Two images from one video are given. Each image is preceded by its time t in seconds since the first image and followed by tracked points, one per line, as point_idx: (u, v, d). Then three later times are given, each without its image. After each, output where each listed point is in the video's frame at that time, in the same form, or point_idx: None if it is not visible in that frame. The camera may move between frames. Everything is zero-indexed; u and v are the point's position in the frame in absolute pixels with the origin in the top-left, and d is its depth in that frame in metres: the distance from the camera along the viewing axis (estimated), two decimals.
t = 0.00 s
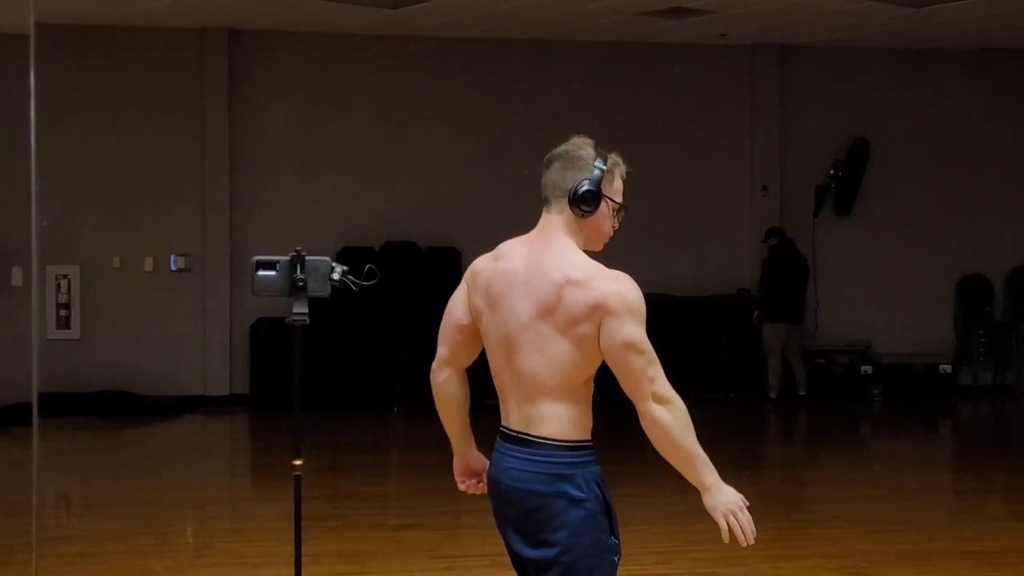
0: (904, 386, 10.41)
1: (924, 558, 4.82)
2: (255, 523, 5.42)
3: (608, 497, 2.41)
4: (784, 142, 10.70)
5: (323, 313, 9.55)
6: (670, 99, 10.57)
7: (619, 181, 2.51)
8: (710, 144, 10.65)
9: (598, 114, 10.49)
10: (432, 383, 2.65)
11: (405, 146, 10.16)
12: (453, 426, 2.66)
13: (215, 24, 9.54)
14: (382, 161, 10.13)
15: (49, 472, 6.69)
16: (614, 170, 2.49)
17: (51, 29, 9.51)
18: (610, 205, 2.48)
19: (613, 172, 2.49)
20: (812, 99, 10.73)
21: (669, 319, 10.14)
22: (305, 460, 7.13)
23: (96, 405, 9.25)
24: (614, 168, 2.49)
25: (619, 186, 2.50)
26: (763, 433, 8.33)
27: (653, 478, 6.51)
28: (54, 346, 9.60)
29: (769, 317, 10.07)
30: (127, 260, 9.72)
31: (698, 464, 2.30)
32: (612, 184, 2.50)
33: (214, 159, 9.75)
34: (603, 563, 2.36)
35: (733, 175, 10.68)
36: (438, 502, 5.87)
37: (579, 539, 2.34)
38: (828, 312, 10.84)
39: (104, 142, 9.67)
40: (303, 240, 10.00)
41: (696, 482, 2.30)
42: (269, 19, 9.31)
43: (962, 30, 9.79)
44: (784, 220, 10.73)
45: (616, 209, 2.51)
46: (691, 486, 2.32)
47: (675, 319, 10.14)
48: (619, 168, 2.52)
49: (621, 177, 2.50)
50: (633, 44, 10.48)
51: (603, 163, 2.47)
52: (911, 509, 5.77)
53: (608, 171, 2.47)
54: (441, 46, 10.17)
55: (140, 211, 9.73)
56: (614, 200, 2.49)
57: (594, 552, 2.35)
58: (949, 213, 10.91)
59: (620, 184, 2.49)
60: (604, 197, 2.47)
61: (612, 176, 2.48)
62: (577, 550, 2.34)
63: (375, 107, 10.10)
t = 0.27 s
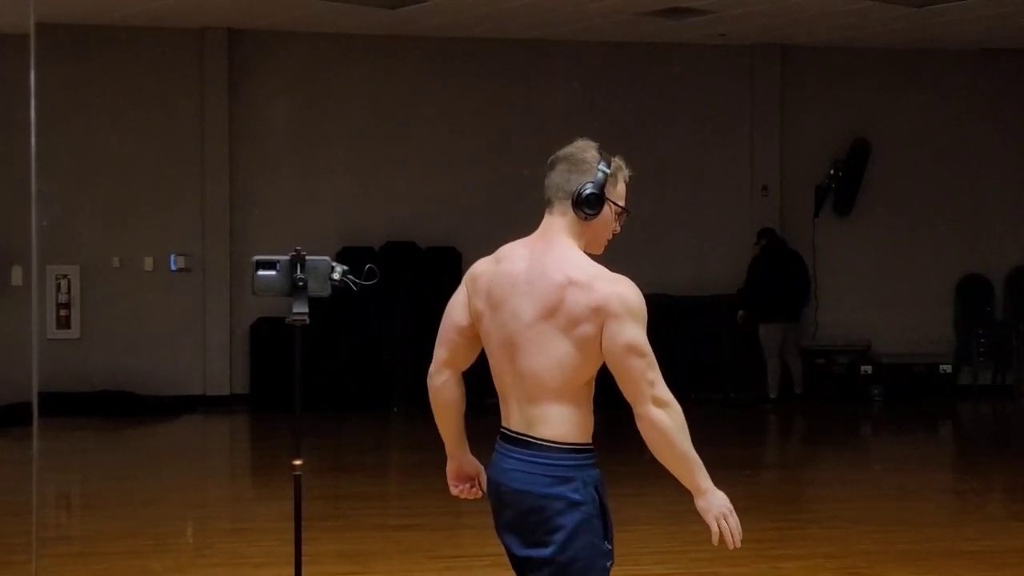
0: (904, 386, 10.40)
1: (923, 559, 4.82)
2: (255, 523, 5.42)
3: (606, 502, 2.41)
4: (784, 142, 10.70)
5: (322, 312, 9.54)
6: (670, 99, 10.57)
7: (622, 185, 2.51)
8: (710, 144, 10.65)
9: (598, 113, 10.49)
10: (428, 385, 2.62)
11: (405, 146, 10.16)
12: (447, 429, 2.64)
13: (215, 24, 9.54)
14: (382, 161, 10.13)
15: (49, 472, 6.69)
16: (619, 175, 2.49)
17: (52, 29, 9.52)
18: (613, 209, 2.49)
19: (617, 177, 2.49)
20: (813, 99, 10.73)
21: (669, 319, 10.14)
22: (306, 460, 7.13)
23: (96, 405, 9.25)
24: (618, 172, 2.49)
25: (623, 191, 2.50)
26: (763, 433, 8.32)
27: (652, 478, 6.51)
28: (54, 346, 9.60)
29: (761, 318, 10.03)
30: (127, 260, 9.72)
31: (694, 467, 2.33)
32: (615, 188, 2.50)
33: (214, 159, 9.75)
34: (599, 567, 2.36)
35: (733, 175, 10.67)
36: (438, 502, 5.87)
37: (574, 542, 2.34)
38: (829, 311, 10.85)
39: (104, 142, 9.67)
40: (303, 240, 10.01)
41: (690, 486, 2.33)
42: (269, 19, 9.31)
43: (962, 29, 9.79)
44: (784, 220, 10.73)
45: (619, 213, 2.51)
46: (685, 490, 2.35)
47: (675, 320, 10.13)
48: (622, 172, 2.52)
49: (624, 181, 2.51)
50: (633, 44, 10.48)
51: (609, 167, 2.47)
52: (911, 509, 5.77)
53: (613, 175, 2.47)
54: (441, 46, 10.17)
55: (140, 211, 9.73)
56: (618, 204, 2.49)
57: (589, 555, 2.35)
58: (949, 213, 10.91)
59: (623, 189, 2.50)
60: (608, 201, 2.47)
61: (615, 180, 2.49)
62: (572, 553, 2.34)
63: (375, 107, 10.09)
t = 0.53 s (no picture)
0: (903, 386, 10.40)
1: (923, 559, 4.82)
2: (255, 522, 5.42)
3: (598, 510, 2.40)
4: (783, 143, 10.70)
5: (322, 312, 9.54)
6: (670, 99, 10.57)
7: (639, 200, 2.51)
8: (710, 144, 10.65)
9: (598, 113, 10.49)
10: (444, 390, 2.66)
11: (406, 146, 10.16)
12: (463, 439, 2.66)
13: (215, 24, 9.54)
14: (382, 161, 10.13)
15: (49, 471, 6.69)
16: (636, 189, 2.49)
17: (51, 29, 9.52)
18: (627, 221, 2.49)
19: (634, 191, 2.49)
20: (813, 99, 10.73)
21: (669, 319, 10.14)
22: (306, 460, 7.13)
23: (96, 405, 9.25)
24: (636, 186, 2.49)
25: (638, 203, 2.50)
26: (763, 433, 8.32)
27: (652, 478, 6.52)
28: (54, 346, 9.60)
29: (759, 320, 10.01)
30: (127, 259, 9.72)
31: (679, 479, 2.33)
32: (632, 201, 2.51)
33: (214, 159, 9.75)
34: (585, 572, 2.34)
35: (733, 175, 10.67)
36: (438, 502, 5.87)
37: (558, 544, 2.34)
38: (829, 311, 10.85)
39: (104, 142, 9.67)
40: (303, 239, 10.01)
41: (672, 496, 2.33)
42: (269, 19, 9.32)
43: (962, 30, 9.79)
44: (784, 220, 10.73)
45: (633, 226, 2.52)
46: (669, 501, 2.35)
47: (675, 321, 10.14)
48: (640, 187, 2.52)
49: (641, 195, 2.51)
50: (633, 44, 10.48)
51: (627, 179, 2.48)
52: (911, 509, 5.77)
53: (630, 187, 2.48)
54: (441, 46, 10.17)
55: (140, 211, 9.73)
56: (632, 217, 2.49)
57: (575, 559, 2.34)
58: (949, 213, 10.91)
59: (639, 202, 2.50)
60: (622, 212, 2.47)
61: (632, 193, 2.49)
62: (554, 554, 2.34)
63: (375, 107, 10.09)
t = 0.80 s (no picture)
0: (903, 386, 10.40)
1: (923, 559, 4.82)
2: (255, 522, 5.42)
3: (588, 529, 2.38)
4: (784, 143, 10.70)
5: (322, 313, 9.54)
6: (670, 99, 10.57)
7: (652, 225, 2.50)
8: (710, 144, 10.64)
9: (598, 113, 10.48)
10: (453, 403, 2.67)
11: (406, 147, 10.16)
12: (471, 450, 2.67)
13: (215, 24, 9.54)
14: (382, 161, 10.13)
15: (49, 471, 6.69)
16: (650, 214, 2.49)
17: (52, 29, 9.52)
18: (636, 244, 2.48)
19: (648, 215, 2.48)
20: (813, 99, 10.72)
21: (669, 320, 10.15)
22: (306, 460, 7.13)
23: (96, 405, 9.25)
24: (650, 210, 2.48)
25: (652, 227, 2.50)
26: (762, 433, 8.32)
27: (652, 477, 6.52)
28: (54, 346, 9.60)
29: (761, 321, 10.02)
30: (127, 260, 9.72)
31: (676, 498, 2.33)
32: (645, 225, 2.49)
33: (214, 159, 9.75)
34: None
35: (733, 175, 10.67)
36: (438, 501, 5.87)
37: (542, 556, 2.34)
38: (829, 311, 10.84)
39: (104, 142, 9.67)
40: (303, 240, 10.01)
41: (671, 516, 2.33)
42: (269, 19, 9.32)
43: (962, 30, 9.79)
44: (784, 220, 10.73)
45: (643, 249, 2.51)
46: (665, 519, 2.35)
47: (675, 322, 10.15)
48: (655, 212, 2.52)
49: (654, 220, 2.50)
50: (633, 44, 10.48)
51: (641, 203, 2.47)
52: (911, 509, 5.77)
53: (644, 211, 2.47)
54: (441, 46, 10.17)
55: (140, 211, 9.73)
56: (642, 241, 2.48)
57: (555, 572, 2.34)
58: (949, 213, 10.91)
59: (651, 227, 2.49)
60: (631, 234, 2.47)
61: (645, 217, 2.48)
62: (537, 565, 2.34)
63: (375, 107, 10.09)
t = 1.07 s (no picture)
0: (903, 386, 10.40)
1: (922, 558, 4.83)
2: (255, 523, 5.43)
3: (595, 522, 2.38)
4: (784, 143, 10.71)
5: (322, 313, 9.55)
6: (670, 99, 10.57)
7: (663, 227, 2.50)
8: (710, 144, 10.65)
9: (598, 113, 10.49)
10: (455, 392, 2.70)
11: (406, 147, 10.16)
12: (470, 440, 2.69)
13: (215, 24, 9.54)
14: (383, 162, 10.13)
15: (49, 471, 6.70)
16: (662, 216, 2.48)
17: (52, 29, 9.52)
18: (645, 245, 2.48)
19: (660, 218, 2.48)
20: (813, 99, 10.73)
21: (669, 320, 10.15)
22: (306, 460, 7.14)
23: (96, 405, 9.25)
24: (662, 213, 2.48)
25: (663, 226, 2.48)
26: (762, 433, 8.32)
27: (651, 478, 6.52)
28: (54, 346, 9.60)
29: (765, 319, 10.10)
30: (127, 260, 9.73)
31: (677, 490, 2.33)
32: (656, 226, 2.49)
33: (214, 159, 9.76)
34: None
35: (733, 175, 10.68)
36: (438, 502, 5.88)
37: (546, 548, 2.35)
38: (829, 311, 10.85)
39: (104, 142, 9.68)
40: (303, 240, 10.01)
41: (671, 508, 2.33)
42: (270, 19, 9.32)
43: (962, 30, 9.79)
44: (784, 220, 10.73)
45: (653, 249, 2.50)
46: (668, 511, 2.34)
47: (674, 321, 10.15)
48: (668, 215, 2.51)
49: (667, 221, 2.49)
50: (633, 44, 10.48)
51: (654, 205, 2.47)
52: (911, 509, 5.77)
53: (655, 213, 2.46)
54: (441, 46, 10.18)
55: (140, 211, 9.74)
56: (652, 242, 2.48)
57: (561, 565, 2.35)
58: (949, 213, 10.91)
59: (662, 229, 2.48)
60: (641, 235, 2.47)
61: (656, 218, 2.47)
62: (541, 558, 2.35)
63: (375, 108, 10.10)
